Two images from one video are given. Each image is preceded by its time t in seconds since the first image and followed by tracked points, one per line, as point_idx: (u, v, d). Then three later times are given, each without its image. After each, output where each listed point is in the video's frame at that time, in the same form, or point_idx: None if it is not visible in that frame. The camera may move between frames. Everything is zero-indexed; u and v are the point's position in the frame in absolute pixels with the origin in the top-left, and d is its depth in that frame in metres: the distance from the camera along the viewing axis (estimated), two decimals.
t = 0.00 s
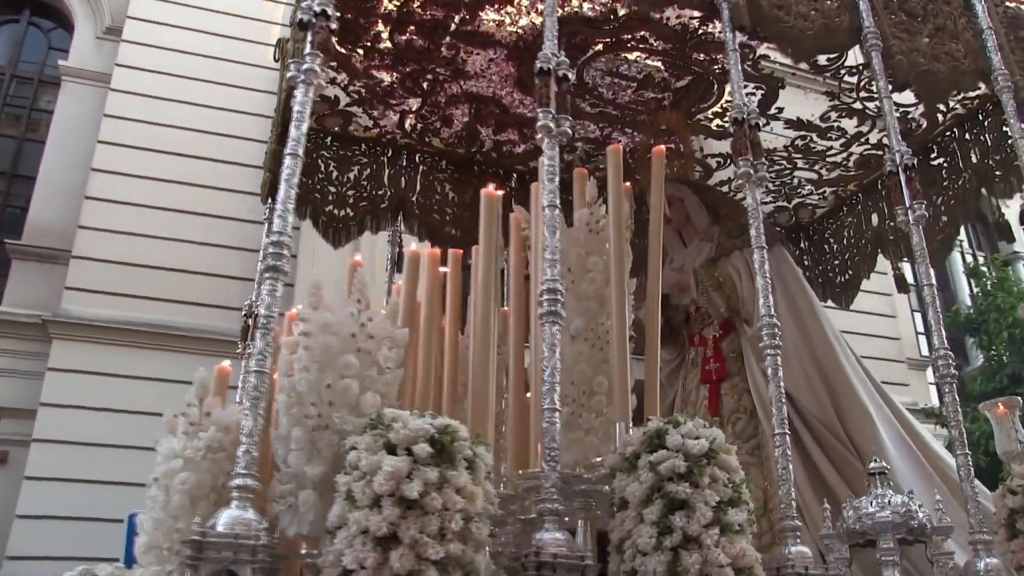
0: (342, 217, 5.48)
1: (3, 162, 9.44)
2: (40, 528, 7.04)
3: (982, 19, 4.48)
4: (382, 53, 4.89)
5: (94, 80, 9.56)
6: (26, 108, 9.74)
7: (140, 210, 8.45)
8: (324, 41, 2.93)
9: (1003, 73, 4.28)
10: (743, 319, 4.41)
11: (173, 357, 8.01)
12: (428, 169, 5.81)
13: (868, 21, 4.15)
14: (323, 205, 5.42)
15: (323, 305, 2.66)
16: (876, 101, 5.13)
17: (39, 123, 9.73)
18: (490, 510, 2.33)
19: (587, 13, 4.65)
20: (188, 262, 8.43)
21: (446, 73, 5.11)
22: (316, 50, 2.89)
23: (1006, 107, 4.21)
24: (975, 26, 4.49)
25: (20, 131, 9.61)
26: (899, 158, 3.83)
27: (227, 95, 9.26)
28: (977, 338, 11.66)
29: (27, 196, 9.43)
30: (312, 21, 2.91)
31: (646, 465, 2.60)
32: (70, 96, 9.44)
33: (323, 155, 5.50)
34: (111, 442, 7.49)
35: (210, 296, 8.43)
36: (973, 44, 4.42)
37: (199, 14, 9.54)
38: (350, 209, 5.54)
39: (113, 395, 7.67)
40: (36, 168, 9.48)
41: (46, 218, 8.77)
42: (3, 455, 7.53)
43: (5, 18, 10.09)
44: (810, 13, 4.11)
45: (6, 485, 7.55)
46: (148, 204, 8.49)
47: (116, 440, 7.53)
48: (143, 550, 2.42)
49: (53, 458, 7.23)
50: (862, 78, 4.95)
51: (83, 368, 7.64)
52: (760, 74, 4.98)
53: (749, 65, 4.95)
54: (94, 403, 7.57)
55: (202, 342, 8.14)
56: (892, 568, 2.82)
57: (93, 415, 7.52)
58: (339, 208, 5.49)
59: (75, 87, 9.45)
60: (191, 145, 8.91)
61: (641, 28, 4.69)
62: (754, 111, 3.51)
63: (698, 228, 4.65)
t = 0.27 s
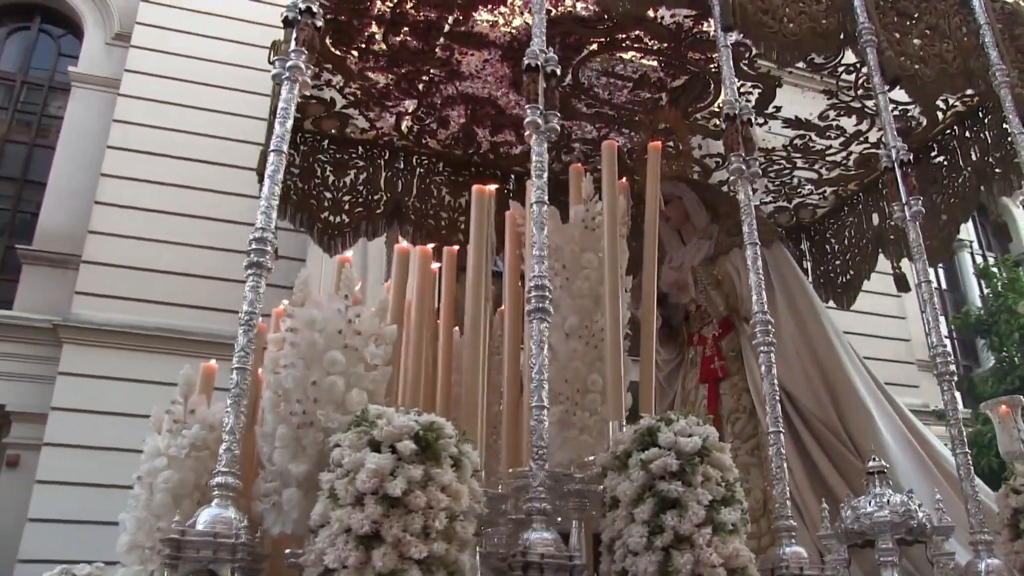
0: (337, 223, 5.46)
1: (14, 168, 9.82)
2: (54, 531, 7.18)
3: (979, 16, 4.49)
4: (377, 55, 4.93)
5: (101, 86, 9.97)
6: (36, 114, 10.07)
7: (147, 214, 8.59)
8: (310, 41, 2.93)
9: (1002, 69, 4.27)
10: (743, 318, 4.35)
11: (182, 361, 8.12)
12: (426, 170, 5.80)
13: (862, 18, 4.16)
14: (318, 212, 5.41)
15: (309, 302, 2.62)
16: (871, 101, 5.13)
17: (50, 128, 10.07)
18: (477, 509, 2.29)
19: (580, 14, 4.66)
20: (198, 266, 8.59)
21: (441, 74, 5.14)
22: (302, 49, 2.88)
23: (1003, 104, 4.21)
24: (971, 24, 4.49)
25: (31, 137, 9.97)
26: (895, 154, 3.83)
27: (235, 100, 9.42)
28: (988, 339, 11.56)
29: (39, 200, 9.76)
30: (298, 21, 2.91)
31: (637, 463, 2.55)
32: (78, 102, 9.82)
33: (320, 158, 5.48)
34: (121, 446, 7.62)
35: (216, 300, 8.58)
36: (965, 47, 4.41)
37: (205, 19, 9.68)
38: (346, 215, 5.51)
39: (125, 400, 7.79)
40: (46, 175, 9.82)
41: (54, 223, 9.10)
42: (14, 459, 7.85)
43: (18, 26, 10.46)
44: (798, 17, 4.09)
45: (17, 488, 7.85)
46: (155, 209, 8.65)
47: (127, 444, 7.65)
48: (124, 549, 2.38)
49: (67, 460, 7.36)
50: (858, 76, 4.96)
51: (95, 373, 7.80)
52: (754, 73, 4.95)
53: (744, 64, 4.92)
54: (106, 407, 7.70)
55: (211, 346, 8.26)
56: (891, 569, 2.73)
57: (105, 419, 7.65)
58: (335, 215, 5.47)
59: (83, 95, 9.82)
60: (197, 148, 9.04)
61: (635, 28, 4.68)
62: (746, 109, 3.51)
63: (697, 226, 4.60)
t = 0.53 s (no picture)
0: (334, 224, 5.46)
1: (25, 169, 9.91)
2: (60, 531, 7.36)
3: (981, 13, 4.42)
4: (373, 53, 4.87)
5: (110, 88, 10.07)
6: (47, 116, 10.16)
7: (150, 215, 8.80)
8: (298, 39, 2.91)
9: (1003, 65, 4.23)
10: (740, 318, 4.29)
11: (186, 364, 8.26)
12: (424, 170, 5.76)
13: (861, 14, 4.10)
14: (315, 212, 5.40)
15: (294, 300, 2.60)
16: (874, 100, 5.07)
17: (60, 130, 10.17)
18: (461, 511, 2.25)
19: (577, 11, 4.61)
20: (198, 267, 8.79)
21: (437, 73, 5.09)
22: (288, 47, 2.85)
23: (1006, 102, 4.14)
24: (973, 22, 4.43)
25: (41, 139, 10.05)
26: (894, 152, 3.79)
27: (238, 101, 9.67)
28: (998, 342, 11.45)
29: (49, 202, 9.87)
30: (284, 18, 2.89)
31: (627, 464, 2.50)
32: (87, 103, 9.94)
33: (318, 159, 5.45)
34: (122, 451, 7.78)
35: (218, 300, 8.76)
36: (963, 49, 4.36)
37: (208, 22, 9.93)
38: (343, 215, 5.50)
39: (130, 401, 7.98)
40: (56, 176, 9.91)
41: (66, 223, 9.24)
42: (25, 460, 8.13)
43: (28, 29, 10.54)
44: (793, 18, 4.03)
45: (27, 488, 8.12)
46: (156, 211, 8.86)
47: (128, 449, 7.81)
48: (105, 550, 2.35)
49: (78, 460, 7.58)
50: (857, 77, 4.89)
51: (102, 374, 8.01)
52: (754, 72, 4.89)
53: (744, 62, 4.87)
54: (111, 409, 7.89)
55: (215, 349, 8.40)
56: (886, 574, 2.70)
57: (108, 421, 7.86)
58: (332, 215, 5.45)
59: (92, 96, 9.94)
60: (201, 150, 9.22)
61: (632, 26, 4.64)
62: (742, 106, 3.45)
63: (695, 225, 4.55)
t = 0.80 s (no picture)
0: (332, 221, 5.45)
1: (35, 175, 10.00)
2: (69, 534, 7.40)
3: None
4: (368, 50, 4.88)
5: (119, 92, 10.11)
6: (56, 122, 10.25)
7: (155, 217, 8.83)
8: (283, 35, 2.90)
9: (1006, 54, 4.10)
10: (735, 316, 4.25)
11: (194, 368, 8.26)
12: (421, 168, 5.75)
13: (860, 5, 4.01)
14: (311, 210, 5.39)
15: (277, 301, 2.58)
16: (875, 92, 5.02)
17: (68, 135, 10.23)
18: (440, 512, 2.23)
19: (573, 5, 4.57)
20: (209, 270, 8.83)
21: (433, 69, 5.08)
22: (271, 43, 2.85)
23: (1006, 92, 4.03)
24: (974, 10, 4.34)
25: (51, 144, 10.14)
26: (891, 145, 3.72)
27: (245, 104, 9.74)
28: (1011, 340, 11.24)
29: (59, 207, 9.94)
30: (268, 14, 2.87)
31: (609, 464, 2.48)
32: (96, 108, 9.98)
33: (314, 156, 5.45)
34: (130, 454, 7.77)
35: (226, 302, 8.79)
36: (971, 29, 4.30)
37: (211, 25, 9.93)
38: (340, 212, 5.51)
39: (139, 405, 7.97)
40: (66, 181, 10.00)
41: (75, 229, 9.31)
42: (37, 463, 8.17)
43: (37, 35, 10.61)
44: (792, 6, 3.99)
45: (41, 491, 8.15)
46: (162, 213, 8.88)
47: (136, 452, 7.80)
48: (85, 552, 2.35)
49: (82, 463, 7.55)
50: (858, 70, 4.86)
51: (112, 378, 8.08)
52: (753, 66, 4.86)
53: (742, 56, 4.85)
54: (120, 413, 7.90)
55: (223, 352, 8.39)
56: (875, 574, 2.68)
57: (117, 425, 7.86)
58: (329, 212, 5.46)
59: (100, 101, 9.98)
60: (203, 152, 9.30)
61: (628, 20, 4.62)
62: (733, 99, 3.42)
63: (689, 224, 4.55)
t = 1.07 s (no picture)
0: (330, 216, 5.47)
1: (45, 177, 10.06)
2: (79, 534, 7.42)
3: None
4: (364, 46, 4.82)
5: (130, 95, 10.18)
6: (66, 125, 10.31)
7: (168, 221, 8.93)
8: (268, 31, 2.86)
9: (1005, 51, 3.98)
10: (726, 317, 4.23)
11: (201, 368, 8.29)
12: (418, 166, 5.74)
13: None
14: (309, 205, 5.42)
15: (254, 301, 2.60)
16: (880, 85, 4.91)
17: (79, 139, 10.29)
18: (414, 512, 2.24)
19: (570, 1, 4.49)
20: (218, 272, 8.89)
21: (429, 65, 5.02)
22: (256, 40, 2.81)
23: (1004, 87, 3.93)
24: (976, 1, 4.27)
25: (61, 147, 10.20)
26: (887, 141, 3.65)
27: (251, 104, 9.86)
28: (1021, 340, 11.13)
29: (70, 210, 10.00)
30: (252, 10, 2.83)
31: (586, 465, 2.48)
32: (106, 111, 10.06)
33: (311, 154, 5.45)
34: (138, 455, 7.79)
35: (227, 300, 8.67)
36: (976, 19, 4.18)
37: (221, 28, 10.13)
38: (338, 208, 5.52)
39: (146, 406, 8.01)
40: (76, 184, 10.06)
41: (86, 232, 9.37)
42: (48, 464, 8.21)
43: (48, 39, 10.69)
44: None
45: (53, 493, 8.19)
46: (172, 216, 8.95)
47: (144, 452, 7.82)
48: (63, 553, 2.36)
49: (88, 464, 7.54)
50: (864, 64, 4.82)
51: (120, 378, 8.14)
52: (754, 61, 4.80)
53: (742, 51, 4.79)
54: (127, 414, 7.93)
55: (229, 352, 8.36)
56: None
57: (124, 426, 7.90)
58: (327, 207, 5.47)
59: (111, 104, 10.07)
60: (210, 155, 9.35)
61: (626, 14, 4.57)
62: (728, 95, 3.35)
63: (682, 224, 4.60)
